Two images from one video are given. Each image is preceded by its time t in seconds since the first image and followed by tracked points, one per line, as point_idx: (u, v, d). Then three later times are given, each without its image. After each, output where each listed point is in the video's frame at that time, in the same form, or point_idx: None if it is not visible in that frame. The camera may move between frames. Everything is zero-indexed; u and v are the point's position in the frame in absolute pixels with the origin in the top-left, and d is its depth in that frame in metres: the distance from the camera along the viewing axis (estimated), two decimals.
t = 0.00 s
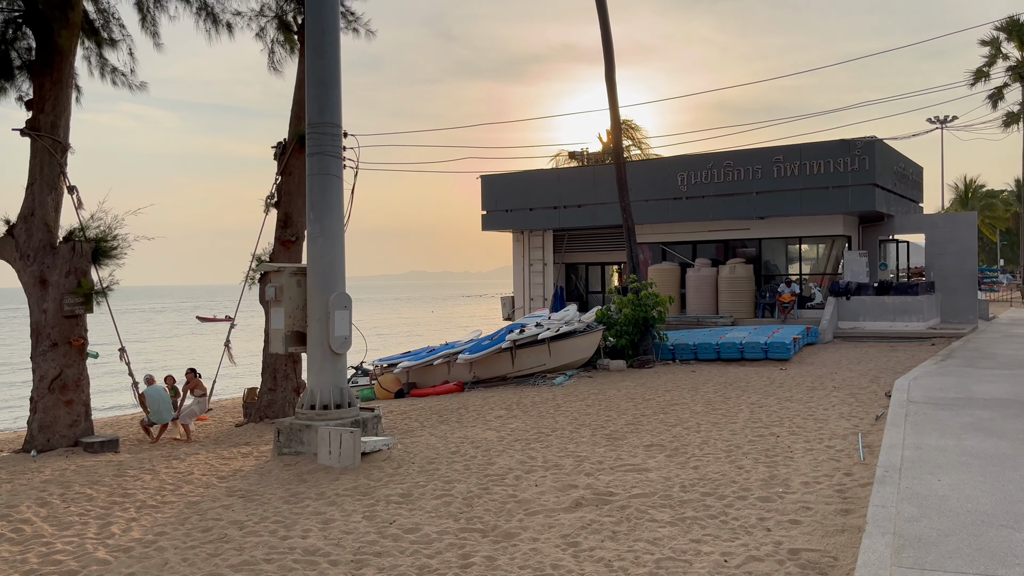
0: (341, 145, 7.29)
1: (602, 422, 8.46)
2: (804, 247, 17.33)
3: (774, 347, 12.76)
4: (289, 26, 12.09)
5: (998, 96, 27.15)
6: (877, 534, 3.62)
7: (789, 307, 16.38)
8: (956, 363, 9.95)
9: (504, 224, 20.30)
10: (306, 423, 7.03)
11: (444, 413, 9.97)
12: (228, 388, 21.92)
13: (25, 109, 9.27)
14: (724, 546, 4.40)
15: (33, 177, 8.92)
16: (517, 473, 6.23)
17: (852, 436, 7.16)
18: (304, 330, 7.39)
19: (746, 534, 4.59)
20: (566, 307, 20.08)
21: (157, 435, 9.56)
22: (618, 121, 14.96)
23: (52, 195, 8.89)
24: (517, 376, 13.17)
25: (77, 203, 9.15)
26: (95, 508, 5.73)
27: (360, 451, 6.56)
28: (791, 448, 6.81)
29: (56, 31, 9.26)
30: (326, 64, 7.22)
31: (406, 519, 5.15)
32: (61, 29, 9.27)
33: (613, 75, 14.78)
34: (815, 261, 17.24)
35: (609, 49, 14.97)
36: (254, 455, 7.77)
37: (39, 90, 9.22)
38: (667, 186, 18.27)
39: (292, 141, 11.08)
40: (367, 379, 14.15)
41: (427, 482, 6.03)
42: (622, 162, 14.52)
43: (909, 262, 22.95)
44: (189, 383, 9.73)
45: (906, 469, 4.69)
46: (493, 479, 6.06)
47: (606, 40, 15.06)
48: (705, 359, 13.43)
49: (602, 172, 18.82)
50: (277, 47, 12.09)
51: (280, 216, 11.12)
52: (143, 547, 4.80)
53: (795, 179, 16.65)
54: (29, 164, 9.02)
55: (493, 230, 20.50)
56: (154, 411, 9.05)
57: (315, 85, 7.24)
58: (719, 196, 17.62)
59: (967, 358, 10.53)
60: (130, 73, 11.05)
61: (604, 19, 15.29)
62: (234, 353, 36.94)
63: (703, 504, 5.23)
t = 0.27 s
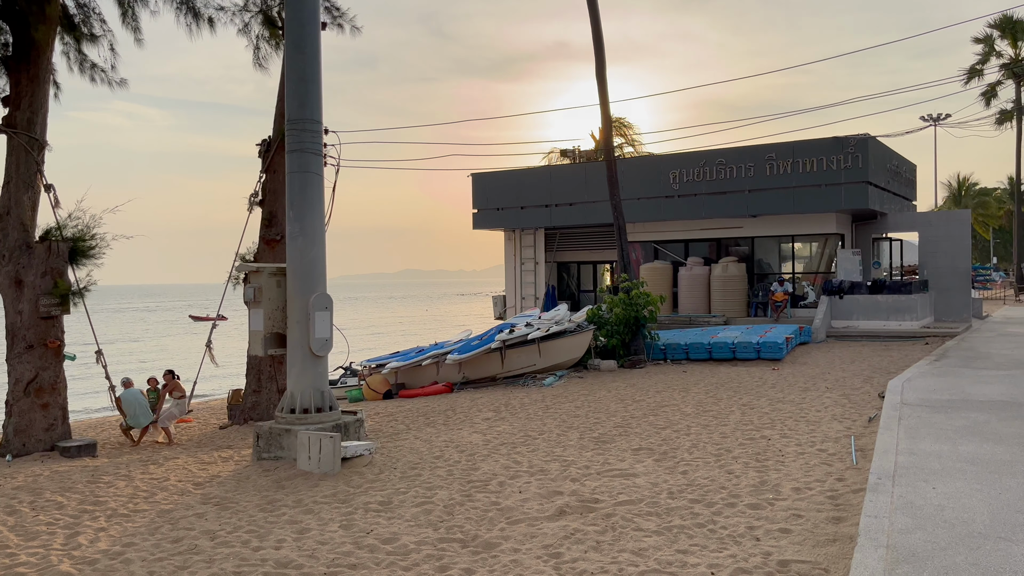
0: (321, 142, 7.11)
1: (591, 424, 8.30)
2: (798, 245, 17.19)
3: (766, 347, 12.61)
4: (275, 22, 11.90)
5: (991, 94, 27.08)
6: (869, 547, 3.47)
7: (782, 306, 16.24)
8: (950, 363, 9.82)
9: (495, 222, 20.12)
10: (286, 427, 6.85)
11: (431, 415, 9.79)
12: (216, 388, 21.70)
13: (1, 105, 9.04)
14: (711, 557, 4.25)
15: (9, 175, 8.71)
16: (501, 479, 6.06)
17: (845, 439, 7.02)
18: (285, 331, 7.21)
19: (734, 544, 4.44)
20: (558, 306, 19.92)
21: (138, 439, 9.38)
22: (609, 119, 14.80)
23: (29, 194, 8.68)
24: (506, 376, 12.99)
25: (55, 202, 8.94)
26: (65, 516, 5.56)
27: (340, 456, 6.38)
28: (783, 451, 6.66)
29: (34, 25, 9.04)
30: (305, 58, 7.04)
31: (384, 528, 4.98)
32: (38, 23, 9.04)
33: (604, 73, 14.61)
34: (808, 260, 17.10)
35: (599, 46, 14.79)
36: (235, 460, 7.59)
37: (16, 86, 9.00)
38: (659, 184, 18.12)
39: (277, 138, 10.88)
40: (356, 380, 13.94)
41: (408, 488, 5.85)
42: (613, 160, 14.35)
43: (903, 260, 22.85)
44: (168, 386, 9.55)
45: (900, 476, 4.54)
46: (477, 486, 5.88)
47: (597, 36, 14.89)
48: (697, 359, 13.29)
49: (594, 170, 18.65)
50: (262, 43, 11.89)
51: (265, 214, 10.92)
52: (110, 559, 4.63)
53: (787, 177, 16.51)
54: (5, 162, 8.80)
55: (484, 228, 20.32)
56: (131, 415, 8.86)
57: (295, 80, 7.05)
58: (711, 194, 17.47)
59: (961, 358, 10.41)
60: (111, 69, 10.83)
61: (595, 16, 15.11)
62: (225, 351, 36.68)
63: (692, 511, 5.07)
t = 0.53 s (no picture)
0: (296, 133, 6.89)
1: (576, 423, 8.12)
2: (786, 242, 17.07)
3: (755, 344, 12.47)
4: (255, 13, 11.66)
5: (979, 92, 27.08)
6: (859, 554, 3.30)
7: (771, 302, 16.10)
8: (940, 360, 9.69)
9: (482, 219, 19.92)
10: (259, 428, 6.64)
11: (414, 414, 9.60)
12: (200, 387, 21.41)
13: None
14: (696, 562, 4.07)
15: None
16: (481, 481, 5.87)
17: (834, 438, 6.86)
18: (259, 328, 7.00)
19: (720, 549, 4.26)
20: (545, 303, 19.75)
21: (111, 440, 9.18)
22: (596, 114, 14.61)
23: None
24: (492, 374, 12.80)
25: (24, 196, 8.68)
26: (25, 522, 5.33)
27: (315, 458, 6.17)
28: (771, 451, 6.50)
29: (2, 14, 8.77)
30: (279, 47, 6.82)
31: (356, 534, 4.78)
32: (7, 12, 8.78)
33: (591, 67, 14.42)
34: (797, 257, 16.98)
35: (586, 40, 14.61)
36: (208, 461, 7.37)
37: None
38: (647, 180, 17.96)
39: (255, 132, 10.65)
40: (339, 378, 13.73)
41: (384, 491, 5.66)
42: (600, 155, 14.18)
43: (892, 257, 22.78)
44: (139, 384, 9.31)
45: (891, 478, 4.37)
46: (455, 488, 5.69)
47: (584, 30, 14.70)
48: (684, 356, 13.14)
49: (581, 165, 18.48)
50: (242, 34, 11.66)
51: (244, 209, 10.69)
52: (67, 568, 4.41)
53: (776, 173, 16.39)
54: None
55: (471, 225, 20.12)
56: (102, 416, 8.64)
57: (268, 69, 6.83)
58: (699, 190, 17.33)
59: (950, 355, 10.28)
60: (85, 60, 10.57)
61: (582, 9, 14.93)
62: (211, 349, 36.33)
63: (676, 514, 4.89)
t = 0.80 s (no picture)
0: (264, 127, 6.67)
1: (555, 425, 7.94)
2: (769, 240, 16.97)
3: (737, 343, 12.34)
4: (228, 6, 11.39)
5: (961, 90, 27.19)
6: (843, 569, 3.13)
7: (754, 301, 16.00)
8: (923, 360, 9.59)
9: (463, 216, 19.72)
10: (226, 432, 6.41)
11: (390, 416, 9.39)
12: (177, 387, 21.07)
13: None
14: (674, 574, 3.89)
15: None
16: (455, 487, 5.68)
17: (817, 439, 6.72)
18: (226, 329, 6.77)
19: (698, 558, 4.09)
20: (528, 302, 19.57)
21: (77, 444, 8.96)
22: (578, 111, 14.44)
23: None
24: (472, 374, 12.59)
25: None
26: None
27: (282, 464, 5.95)
28: (753, 454, 6.35)
29: None
30: (247, 37, 6.58)
31: (321, 545, 4.57)
32: None
33: (572, 63, 14.25)
34: (780, 255, 16.89)
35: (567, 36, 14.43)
36: (176, 466, 7.14)
37: None
38: (630, 177, 17.82)
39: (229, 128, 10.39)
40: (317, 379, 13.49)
41: (353, 499, 5.45)
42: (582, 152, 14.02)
43: (874, 255, 22.77)
44: (104, 387, 9.11)
45: (875, 484, 4.21)
46: (427, 494, 5.49)
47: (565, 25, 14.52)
48: (667, 355, 13.00)
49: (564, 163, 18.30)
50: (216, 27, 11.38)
51: (217, 206, 10.43)
52: None
53: (759, 171, 16.29)
54: None
55: (452, 223, 19.91)
56: (65, 420, 8.41)
57: (235, 61, 6.60)
58: (682, 188, 17.20)
59: (934, 354, 10.20)
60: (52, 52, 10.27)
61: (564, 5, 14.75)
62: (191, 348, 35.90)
63: (655, 522, 4.72)
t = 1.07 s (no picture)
0: (222, 120, 6.42)
1: (526, 427, 7.77)
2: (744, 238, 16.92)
3: (711, 342, 12.25)
4: None
5: (933, 90, 27.40)
6: None
7: (728, 300, 15.93)
8: (897, 359, 9.53)
9: (437, 215, 19.49)
10: (183, 437, 6.17)
11: (359, 418, 9.16)
12: (144, 388, 20.66)
13: None
14: None
15: None
16: (419, 493, 5.48)
17: (791, 441, 6.60)
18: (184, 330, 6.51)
19: (668, 568, 3.93)
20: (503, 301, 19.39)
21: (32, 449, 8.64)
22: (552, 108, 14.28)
23: None
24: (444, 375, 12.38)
25: None
26: None
27: (240, 470, 5.72)
28: (727, 456, 6.21)
29: None
30: (203, 26, 6.33)
31: (275, 557, 4.36)
32: None
33: (545, 60, 14.09)
34: (754, 253, 16.85)
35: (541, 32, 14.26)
36: (132, 472, 6.87)
37: None
38: (605, 175, 17.69)
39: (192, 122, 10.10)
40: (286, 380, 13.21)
41: (313, 506, 5.24)
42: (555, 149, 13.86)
43: (848, 254, 22.86)
44: (60, 391, 8.83)
45: (850, 490, 4.08)
46: (390, 501, 5.29)
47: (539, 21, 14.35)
48: (641, 355, 12.88)
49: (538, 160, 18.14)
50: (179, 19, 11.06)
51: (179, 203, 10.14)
52: None
53: (733, 169, 16.22)
54: None
55: (426, 221, 19.68)
56: (20, 427, 8.10)
57: (191, 50, 6.34)
58: (657, 186, 17.10)
59: (907, 353, 10.15)
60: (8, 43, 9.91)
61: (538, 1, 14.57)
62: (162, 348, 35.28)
63: (624, 529, 4.56)
